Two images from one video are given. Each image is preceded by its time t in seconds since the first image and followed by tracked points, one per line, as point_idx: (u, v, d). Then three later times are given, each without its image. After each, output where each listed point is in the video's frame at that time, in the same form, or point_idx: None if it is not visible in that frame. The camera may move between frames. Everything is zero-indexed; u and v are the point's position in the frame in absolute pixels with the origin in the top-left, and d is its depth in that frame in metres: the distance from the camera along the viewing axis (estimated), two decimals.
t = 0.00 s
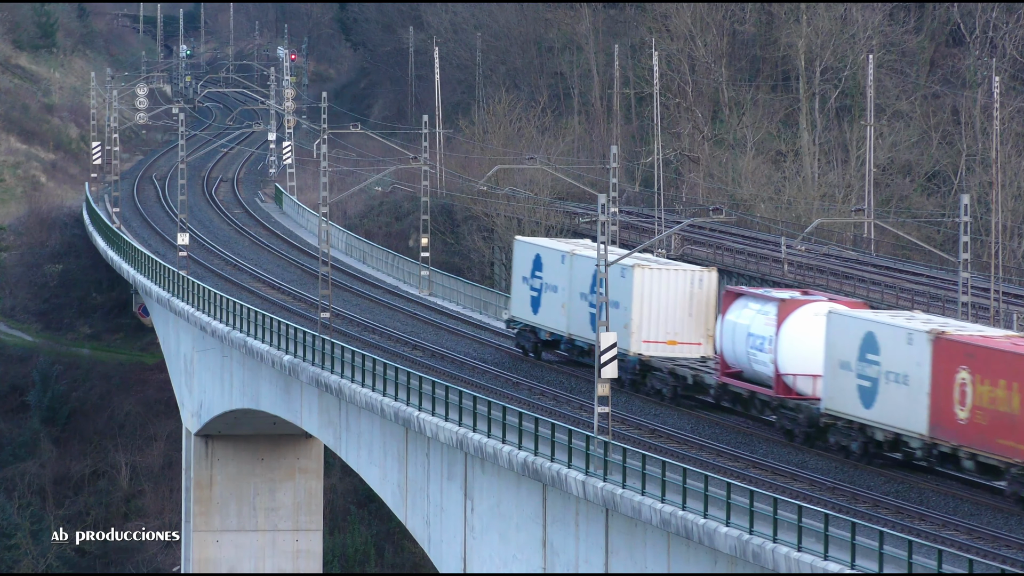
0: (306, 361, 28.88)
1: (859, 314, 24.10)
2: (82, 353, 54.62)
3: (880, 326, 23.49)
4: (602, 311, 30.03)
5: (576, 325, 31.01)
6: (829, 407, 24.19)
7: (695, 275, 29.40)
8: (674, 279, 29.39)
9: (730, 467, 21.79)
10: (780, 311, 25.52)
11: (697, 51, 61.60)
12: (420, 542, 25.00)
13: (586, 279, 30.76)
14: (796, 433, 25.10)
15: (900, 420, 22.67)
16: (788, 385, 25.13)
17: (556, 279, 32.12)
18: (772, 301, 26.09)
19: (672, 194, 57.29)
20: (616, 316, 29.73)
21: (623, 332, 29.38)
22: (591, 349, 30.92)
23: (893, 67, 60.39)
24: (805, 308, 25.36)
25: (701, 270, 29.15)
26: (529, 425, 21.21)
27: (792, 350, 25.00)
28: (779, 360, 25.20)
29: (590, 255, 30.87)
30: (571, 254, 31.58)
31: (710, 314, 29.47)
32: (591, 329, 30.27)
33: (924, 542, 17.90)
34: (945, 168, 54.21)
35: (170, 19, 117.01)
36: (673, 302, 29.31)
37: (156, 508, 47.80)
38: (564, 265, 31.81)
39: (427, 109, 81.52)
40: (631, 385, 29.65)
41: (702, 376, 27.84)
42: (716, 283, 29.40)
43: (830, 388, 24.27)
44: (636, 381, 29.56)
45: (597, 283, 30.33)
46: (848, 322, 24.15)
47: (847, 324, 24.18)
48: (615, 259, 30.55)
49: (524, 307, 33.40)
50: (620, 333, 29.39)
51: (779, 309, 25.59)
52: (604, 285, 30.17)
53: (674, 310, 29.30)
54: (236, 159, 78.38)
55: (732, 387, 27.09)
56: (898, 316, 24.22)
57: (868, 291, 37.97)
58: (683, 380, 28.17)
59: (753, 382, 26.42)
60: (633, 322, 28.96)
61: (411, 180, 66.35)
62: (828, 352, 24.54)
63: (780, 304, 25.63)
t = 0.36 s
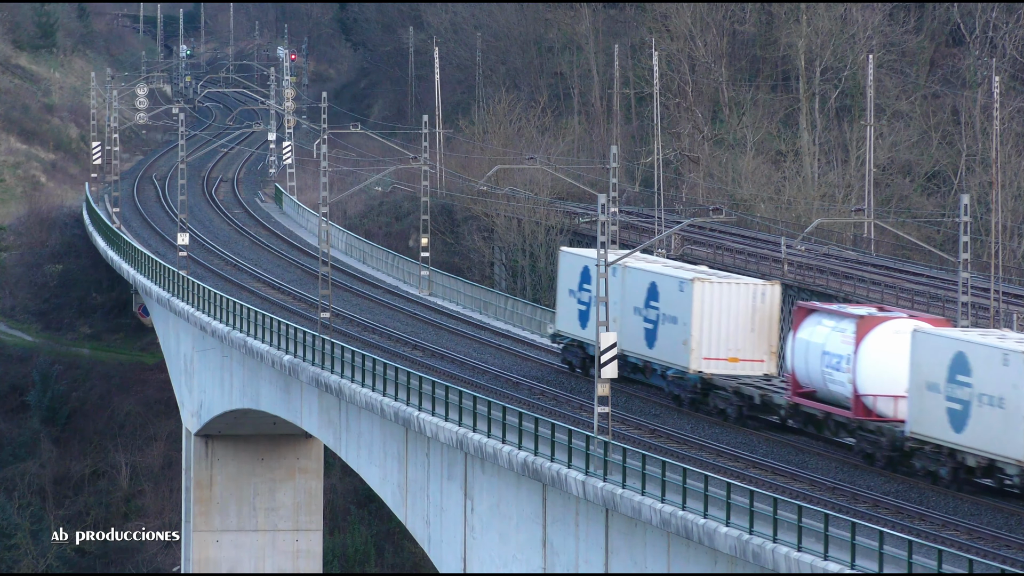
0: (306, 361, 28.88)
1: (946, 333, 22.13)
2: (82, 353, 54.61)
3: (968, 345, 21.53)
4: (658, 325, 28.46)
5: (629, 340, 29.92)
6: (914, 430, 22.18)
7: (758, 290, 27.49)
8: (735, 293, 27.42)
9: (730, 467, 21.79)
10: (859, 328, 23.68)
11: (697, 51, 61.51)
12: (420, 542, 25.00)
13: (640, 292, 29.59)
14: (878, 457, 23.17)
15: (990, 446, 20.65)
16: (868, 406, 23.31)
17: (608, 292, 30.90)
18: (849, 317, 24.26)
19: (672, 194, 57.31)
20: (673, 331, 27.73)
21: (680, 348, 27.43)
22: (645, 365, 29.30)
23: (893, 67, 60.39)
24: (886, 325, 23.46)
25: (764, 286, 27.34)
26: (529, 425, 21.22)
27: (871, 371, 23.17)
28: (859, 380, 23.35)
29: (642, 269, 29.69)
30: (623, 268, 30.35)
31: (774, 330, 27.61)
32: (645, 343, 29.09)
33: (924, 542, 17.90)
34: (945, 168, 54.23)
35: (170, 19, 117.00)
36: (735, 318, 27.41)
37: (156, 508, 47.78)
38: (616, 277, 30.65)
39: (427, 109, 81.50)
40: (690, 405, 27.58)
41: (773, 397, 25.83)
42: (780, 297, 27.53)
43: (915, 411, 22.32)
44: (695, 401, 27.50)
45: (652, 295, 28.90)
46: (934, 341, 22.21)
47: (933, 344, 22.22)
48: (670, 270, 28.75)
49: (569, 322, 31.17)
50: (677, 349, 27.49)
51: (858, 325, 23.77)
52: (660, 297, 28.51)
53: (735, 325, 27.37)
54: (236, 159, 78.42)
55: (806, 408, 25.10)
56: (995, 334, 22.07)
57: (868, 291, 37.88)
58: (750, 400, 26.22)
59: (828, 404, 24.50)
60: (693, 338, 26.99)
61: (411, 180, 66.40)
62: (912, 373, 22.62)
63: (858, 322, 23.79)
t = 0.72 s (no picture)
0: (306, 361, 28.88)
1: None
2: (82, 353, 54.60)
3: None
4: (722, 341, 26.62)
5: (689, 357, 27.97)
6: (1011, 456, 20.34)
7: (829, 304, 25.31)
8: (805, 309, 25.39)
9: (730, 467, 21.79)
10: (949, 347, 21.55)
11: (697, 51, 61.49)
12: (420, 542, 25.00)
13: (702, 306, 27.73)
14: (968, 483, 21.35)
15: None
16: (958, 430, 21.25)
17: (665, 306, 29.01)
18: (937, 335, 22.13)
19: (672, 194, 57.32)
20: (738, 349, 25.93)
21: (747, 365, 25.58)
22: (708, 383, 27.47)
23: (893, 67, 60.38)
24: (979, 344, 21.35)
25: (835, 300, 25.22)
26: (529, 425, 21.24)
27: (963, 394, 21.09)
28: (948, 402, 21.28)
29: (701, 281, 27.92)
30: (681, 280, 28.54)
31: (847, 348, 25.37)
32: (707, 361, 27.19)
33: (924, 542, 17.89)
34: (945, 168, 54.21)
35: (170, 19, 117.02)
36: (804, 335, 25.31)
37: (156, 507, 47.79)
38: (673, 292, 28.78)
39: (427, 109, 81.48)
40: (758, 427, 25.81)
41: (851, 419, 23.87)
42: (852, 312, 25.31)
43: (1012, 434, 20.44)
44: (764, 422, 25.70)
45: (716, 311, 27.10)
46: None
47: None
48: (735, 284, 26.95)
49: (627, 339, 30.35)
50: (743, 366, 25.65)
51: (948, 344, 21.64)
52: (723, 312, 26.73)
53: (805, 342, 25.28)
54: (236, 159, 78.45)
55: (887, 431, 23.08)
56: None
57: (868, 291, 37.83)
58: (824, 422, 24.31)
59: (913, 427, 22.48)
60: (760, 355, 25.12)
61: (411, 180, 66.45)
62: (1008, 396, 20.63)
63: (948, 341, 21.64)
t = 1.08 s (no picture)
0: (306, 361, 28.88)
1: None
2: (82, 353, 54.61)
3: None
4: (796, 360, 24.56)
5: (756, 375, 25.90)
6: None
7: (911, 321, 23.42)
8: (884, 326, 23.47)
9: (730, 467, 21.80)
10: None
11: (697, 51, 61.52)
12: (420, 542, 25.00)
13: (771, 322, 25.64)
14: None
15: None
16: None
17: (727, 322, 26.84)
18: None
19: (672, 194, 57.34)
20: (812, 368, 23.96)
21: (821, 386, 23.69)
22: (777, 403, 25.50)
23: (893, 67, 60.39)
24: None
25: (918, 316, 23.34)
26: (529, 425, 21.25)
27: None
28: None
29: (769, 295, 25.86)
30: (746, 294, 26.45)
31: (927, 367, 23.56)
32: (777, 380, 25.20)
33: (924, 542, 17.90)
34: (945, 168, 54.22)
35: (170, 20, 117.01)
36: (884, 353, 23.44)
37: (156, 508, 47.77)
38: (738, 307, 26.64)
39: (427, 108, 81.50)
40: (834, 449, 23.77)
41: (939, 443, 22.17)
42: (935, 330, 23.46)
43: None
44: (840, 445, 23.67)
45: (786, 327, 25.09)
46: None
47: None
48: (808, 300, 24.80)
49: (681, 355, 28.16)
50: (818, 387, 23.73)
51: None
52: (795, 328, 24.65)
53: (884, 362, 23.42)
54: (236, 159, 78.48)
55: (979, 456, 21.50)
56: None
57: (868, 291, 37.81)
58: (908, 445, 22.40)
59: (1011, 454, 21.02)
60: (838, 375, 23.22)
61: (411, 180, 66.50)
62: None
63: None
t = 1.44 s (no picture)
0: (306, 361, 28.88)
1: None
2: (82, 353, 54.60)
3: None
4: (875, 380, 23.07)
5: (831, 396, 24.40)
6: None
7: (1001, 340, 21.89)
8: (972, 344, 21.92)
9: (730, 467, 21.79)
10: None
11: (697, 51, 61.53)
12: (420, 542, 25.00)
13: (848, 341, 24.15)
14: None
15: None
16: None
17: (799, 340, 25.38)
18: None
19: (672, 194, 57.38)
20: (894, 389, 22.47)
21: (907, 409, 22.18)
22: (855, 426, 23.89)
23: (893, 67, 60.39)
24: None
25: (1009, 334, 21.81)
26: (529, 425, 21.25)
27: None
28: None
29: (845, 312, 24.37)
30: (820, 311, 24.97)
31: (1018, 388, 21.91)
32: (856, 402, 23.62)
33: (923, 542, 17.90)
34: (945, 168, 54.25)
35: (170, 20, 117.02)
36: (972, 374, 21.86)
37: (156, 508, 47.75)
38: (811, 323, 25.17)
39: (427, 108, 81.52)
40: (919, 475, 22.18)
41: None
42: None
43: None
44: (927, 470, 22.04)
45: (865, 346, 23.63)
46: None
47: None
48: (888, 316, 23.42)
49: (749, 374, 26.69)
50: (901, 410, 22.24)
51: None
52: (875, 347, 23.22)
53: (971, 382, 21.84)
54: (236, 159, 78.49)
55: None
56: None
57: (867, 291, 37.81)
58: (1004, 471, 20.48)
59: None
60: (924, 398, 21.72)
61: (411, 180, 66.53)
62: None
63: None
